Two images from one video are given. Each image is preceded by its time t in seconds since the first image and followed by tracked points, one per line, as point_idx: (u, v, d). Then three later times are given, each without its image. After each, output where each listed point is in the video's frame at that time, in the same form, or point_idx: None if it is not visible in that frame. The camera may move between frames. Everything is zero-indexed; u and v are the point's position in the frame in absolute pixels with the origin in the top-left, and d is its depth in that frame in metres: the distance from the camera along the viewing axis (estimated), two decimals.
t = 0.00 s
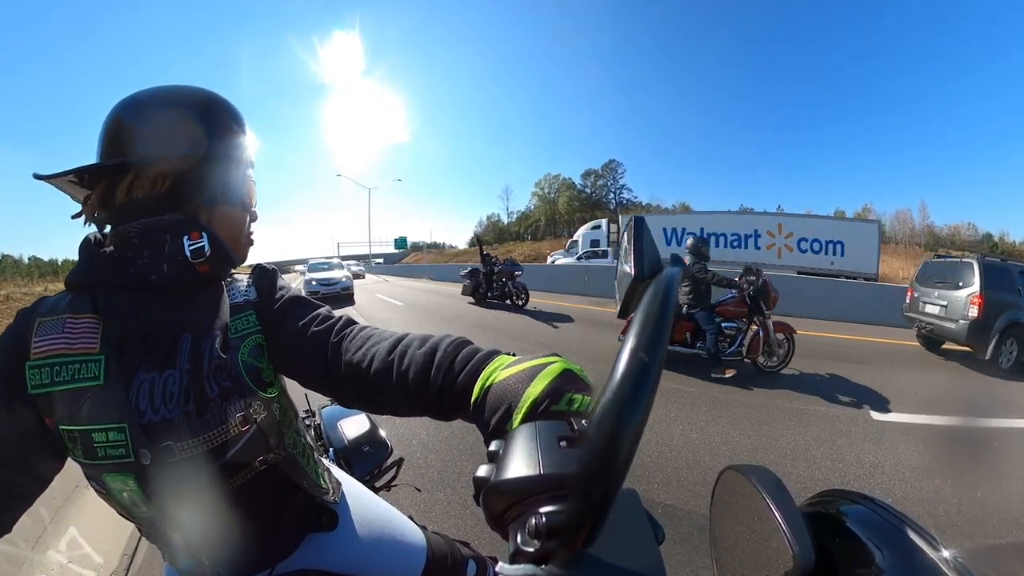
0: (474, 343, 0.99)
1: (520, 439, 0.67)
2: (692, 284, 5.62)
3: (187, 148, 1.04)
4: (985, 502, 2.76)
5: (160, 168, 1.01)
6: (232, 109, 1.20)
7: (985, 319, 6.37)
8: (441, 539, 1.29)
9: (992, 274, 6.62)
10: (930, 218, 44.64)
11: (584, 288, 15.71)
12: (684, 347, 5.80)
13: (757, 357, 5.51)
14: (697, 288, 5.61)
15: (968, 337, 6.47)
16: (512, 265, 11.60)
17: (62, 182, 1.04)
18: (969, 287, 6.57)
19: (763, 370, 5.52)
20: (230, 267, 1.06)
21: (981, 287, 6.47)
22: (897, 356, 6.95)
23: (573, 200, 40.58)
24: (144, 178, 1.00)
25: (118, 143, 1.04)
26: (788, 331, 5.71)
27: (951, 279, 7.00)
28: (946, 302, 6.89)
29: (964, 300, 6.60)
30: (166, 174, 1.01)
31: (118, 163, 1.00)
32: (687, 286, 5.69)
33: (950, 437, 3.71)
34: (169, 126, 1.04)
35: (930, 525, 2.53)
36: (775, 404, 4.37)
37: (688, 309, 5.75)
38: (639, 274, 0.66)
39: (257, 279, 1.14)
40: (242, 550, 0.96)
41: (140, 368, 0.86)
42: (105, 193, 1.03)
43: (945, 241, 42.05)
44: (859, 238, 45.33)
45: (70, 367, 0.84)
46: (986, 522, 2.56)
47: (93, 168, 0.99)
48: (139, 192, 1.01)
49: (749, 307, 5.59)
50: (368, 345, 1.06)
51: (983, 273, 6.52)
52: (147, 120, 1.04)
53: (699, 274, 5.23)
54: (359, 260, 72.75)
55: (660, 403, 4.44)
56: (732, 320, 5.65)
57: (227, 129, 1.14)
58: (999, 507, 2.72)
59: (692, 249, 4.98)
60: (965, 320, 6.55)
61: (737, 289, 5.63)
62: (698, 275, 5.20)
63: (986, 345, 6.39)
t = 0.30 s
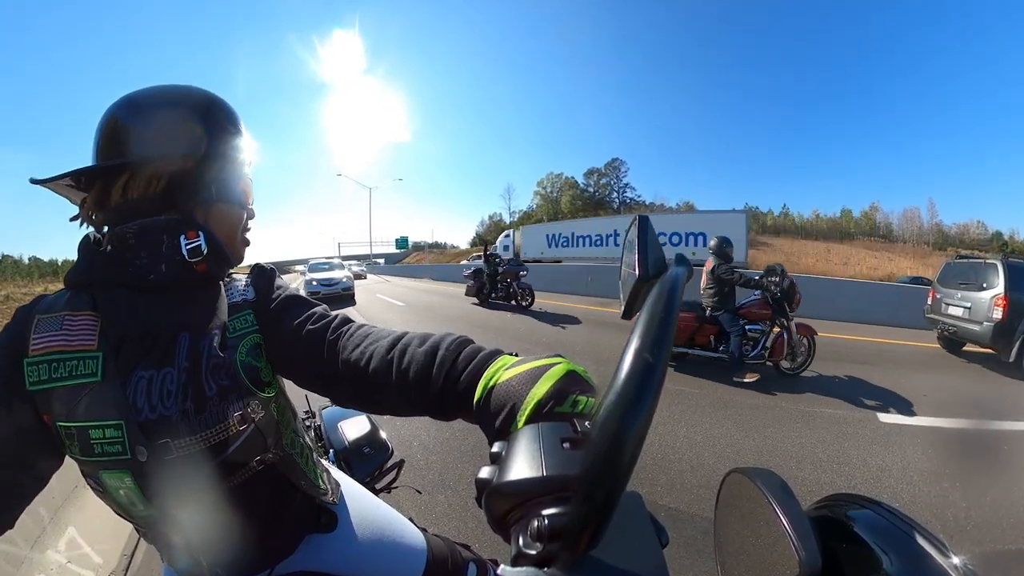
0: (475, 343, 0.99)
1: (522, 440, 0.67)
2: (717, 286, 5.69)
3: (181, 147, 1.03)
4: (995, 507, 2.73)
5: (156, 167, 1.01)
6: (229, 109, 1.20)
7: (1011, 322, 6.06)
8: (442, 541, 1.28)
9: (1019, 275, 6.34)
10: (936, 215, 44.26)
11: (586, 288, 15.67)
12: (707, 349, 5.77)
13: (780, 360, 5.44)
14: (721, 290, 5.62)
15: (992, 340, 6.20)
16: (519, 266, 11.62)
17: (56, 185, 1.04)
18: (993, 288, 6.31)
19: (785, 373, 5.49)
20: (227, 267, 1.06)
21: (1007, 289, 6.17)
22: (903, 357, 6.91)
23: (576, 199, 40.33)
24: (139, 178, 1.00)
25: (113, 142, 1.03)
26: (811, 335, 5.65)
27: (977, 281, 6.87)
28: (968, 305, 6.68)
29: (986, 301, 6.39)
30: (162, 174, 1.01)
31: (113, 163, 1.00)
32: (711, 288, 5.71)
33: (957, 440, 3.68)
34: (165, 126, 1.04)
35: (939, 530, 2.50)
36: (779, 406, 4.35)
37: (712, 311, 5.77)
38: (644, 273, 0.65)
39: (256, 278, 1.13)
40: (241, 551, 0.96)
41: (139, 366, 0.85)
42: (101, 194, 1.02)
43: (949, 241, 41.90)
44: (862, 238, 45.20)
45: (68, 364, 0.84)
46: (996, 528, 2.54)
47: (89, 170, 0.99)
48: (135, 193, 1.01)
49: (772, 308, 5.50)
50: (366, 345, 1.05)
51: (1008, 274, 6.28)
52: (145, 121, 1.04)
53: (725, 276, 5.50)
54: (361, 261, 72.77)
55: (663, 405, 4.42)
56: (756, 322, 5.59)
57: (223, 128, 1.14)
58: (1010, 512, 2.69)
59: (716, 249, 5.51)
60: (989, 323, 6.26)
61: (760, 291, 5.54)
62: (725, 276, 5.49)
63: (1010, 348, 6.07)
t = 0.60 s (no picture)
0: (476, 345, 0.98)
1: (525, 442, 0.66)
2: (745, 286, 5.62)
3: (180, 146, 1.03)
4: (1005, 510, 2.71)
5: (155, 167, 1.01)
6: (229, 110, 1.20)
7: None
8: (443, 543, 1.28)
9: None
10: (941, 215, 44.03)
11: (589, 288, 15.62)
12: (733, 353, 5.58)
13: (805, 363, 5.30)
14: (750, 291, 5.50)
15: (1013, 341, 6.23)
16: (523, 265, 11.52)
17: (57, 187, 1.05)
18: (1016, 289, 6.34)
19: (811, 376, 5.35)
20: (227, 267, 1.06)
21: None
22: (908, 358, 6.87)
23: (579, 199, 40.24)
24: (138, 178, 1.00)
25: (112, 143, 1.03)
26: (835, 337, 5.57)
27: (996, 281, 6.82)
28: (991, 305, 6.71)
29: (1009, 303, 6.40)
30: (160, 173, 1.01)
31: (113, 163, 1.00)
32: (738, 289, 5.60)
33: (965, 443, 3.65)
34: (164, 125, 1.04)
35: (948, 535, 2.48)
36: (783, 407, 4.34)
37: (740, 313, 5.66)
38: (648, 273, 0.65)
39: (256, 278, 1.13)
40: (241, 551, 0.95)
41: (140, 365, 0.85)
42: (102, 195, 1.03)
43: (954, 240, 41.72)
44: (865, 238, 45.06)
45: (69, 363, 0.83)
46: (1007, 531, 2.51)
47: (90, 171, 0.99)
48: (134, 192, 1.01)
49: (800, 309, 5.39)
50: (365, 345, 1.05)
51: None
52: (145, 122, 1.04)
53: (754, 276, 5.42)
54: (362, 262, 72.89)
55: (666, 407, 4.41)
56: (783, 324, 5.47)
57: (223, 128, 1.14)
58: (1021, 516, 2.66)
59: (743, 249, 5.56)
60: (1011, 324, 6.32)
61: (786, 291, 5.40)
62: (753, 276, 5.41)
63: None
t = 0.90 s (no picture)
0: (477, 347, 0.97)
1: (528, 443, 0.65)
2: (778, 288, 5.56)
3: (183, 149, 1.03)
4: (1014, 514, 2.67)
5: (159, 169, 1.01)
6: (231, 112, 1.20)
7: None
8: (444, 546, 1.27)
9: None
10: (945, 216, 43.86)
11: (592, 288, 15.58)
12: (764, 356, 5.49)
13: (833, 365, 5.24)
14: (782, 292, 5.48)
15: None
16: (528, 265, 11.42)
17: (61, 190, 1.04)
18: None
19: (839, 379, 5.28)
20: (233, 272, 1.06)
21: None
22: (914, 359, 6.82)
23: (581, 199, 40.13)
24: (142, 180, 1.00)
25: (115, 146, 1.03)
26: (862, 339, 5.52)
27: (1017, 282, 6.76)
28: (1011, 306, 6.67)
29: None
30: (164, 176, 1.01)
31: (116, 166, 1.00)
32: (770, 291, 5.59)
33: (972, 445, 3.61)
34: (167, 127, 1.04)
35: (956, 539, 2.45)
36: (787, 409, 4.32)
37: (773, 315, 5.59)
38: (652, 273, 0.64)
39: (256, 280, 1.13)
40: (241, 552, 0.95)
41: (143, 366, 0.85)
42: (107, 198, 1.02)
43: (958, 240, 41.53)
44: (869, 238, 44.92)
45: (72, 362, 0.83)
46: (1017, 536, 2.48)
47: (95, 175, 0.99)
48: (139, 196, 1.01)
49: (830, 311, 5.35)
50: (365, 348, 1.04)
51: None
52: (145, 124, 1.03)
53: (788, 277, 5.37)
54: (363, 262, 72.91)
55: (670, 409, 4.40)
56: (813, 326, 5.44)
57: (225, 129, 1.14)
58: None
59: (774, 250, 5.62)
60: None
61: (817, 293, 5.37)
62: (786, 277, 5.36)
63: None
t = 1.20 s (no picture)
0: (478, 348, 0.97)
1: (530, 444, 0.65)
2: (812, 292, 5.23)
3: (182, 150, 1.03)
4: None
5: (159, 169, 1.01)
6: (230, 114, 1.20)
7: None
8: (445, 548, 1.26)
9: None
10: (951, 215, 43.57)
11: (595, 288, 15.52)
12: (798, 361, 5.28)
13: (865, 369, 5.14)
14: (818, 296, 5.16)
15: None
16: (533, 263, 11.13)
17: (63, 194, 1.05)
18: None
19: (870, 382, 5.20)
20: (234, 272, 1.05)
21: None
22: (920, 360, 6.77)
23: (583, 198, 40.00)
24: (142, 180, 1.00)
25: (114, 148, 1.03)
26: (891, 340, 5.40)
27: None
28: None
29: None
30: (163, 176, 1.01)
31: (117, 168, 1.00)
32: (805, 294, 5.25)
33: (979, 447, 3.58)
34: (168, 127, 1.04)
35: (966, 545, 2.42)
36: (793, 411, 4.30)
37: (807, 319, 5.30)
38: (656, 273, 0.63)
39: (257, 282, 1.12)
40: (240, 554, 0.95)
41: (145, 366, 0.85)
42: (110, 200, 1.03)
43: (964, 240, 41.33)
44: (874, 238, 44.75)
45: (75, 362, 0.84)
46: None
47: (98, 177, 0.99)
48: (139, 197, 1.01)
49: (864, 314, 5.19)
50: (366, 349, 1.03)
51: None
52: (145, 124, 1.03)
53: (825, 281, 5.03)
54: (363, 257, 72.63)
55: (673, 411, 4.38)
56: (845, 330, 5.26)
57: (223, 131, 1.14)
58: None
59: (811, 251, 5.19)
60: None
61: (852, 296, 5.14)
62: (825, 282, 5.02)
63: None
